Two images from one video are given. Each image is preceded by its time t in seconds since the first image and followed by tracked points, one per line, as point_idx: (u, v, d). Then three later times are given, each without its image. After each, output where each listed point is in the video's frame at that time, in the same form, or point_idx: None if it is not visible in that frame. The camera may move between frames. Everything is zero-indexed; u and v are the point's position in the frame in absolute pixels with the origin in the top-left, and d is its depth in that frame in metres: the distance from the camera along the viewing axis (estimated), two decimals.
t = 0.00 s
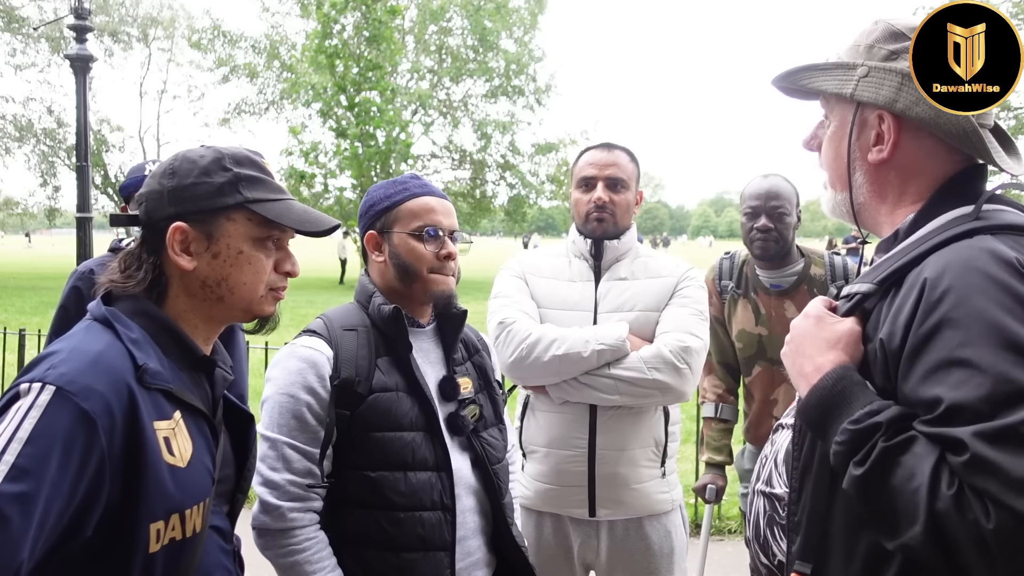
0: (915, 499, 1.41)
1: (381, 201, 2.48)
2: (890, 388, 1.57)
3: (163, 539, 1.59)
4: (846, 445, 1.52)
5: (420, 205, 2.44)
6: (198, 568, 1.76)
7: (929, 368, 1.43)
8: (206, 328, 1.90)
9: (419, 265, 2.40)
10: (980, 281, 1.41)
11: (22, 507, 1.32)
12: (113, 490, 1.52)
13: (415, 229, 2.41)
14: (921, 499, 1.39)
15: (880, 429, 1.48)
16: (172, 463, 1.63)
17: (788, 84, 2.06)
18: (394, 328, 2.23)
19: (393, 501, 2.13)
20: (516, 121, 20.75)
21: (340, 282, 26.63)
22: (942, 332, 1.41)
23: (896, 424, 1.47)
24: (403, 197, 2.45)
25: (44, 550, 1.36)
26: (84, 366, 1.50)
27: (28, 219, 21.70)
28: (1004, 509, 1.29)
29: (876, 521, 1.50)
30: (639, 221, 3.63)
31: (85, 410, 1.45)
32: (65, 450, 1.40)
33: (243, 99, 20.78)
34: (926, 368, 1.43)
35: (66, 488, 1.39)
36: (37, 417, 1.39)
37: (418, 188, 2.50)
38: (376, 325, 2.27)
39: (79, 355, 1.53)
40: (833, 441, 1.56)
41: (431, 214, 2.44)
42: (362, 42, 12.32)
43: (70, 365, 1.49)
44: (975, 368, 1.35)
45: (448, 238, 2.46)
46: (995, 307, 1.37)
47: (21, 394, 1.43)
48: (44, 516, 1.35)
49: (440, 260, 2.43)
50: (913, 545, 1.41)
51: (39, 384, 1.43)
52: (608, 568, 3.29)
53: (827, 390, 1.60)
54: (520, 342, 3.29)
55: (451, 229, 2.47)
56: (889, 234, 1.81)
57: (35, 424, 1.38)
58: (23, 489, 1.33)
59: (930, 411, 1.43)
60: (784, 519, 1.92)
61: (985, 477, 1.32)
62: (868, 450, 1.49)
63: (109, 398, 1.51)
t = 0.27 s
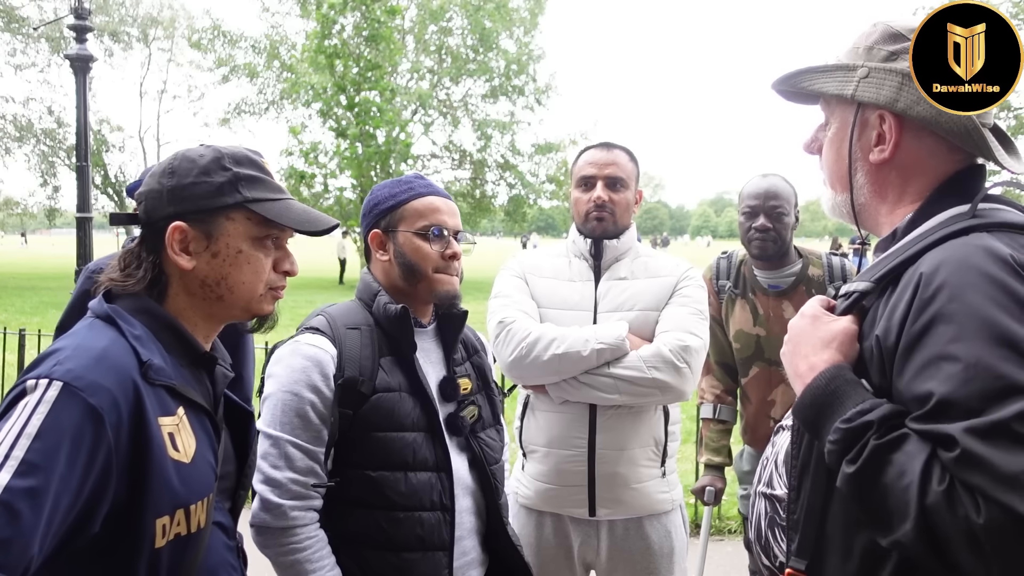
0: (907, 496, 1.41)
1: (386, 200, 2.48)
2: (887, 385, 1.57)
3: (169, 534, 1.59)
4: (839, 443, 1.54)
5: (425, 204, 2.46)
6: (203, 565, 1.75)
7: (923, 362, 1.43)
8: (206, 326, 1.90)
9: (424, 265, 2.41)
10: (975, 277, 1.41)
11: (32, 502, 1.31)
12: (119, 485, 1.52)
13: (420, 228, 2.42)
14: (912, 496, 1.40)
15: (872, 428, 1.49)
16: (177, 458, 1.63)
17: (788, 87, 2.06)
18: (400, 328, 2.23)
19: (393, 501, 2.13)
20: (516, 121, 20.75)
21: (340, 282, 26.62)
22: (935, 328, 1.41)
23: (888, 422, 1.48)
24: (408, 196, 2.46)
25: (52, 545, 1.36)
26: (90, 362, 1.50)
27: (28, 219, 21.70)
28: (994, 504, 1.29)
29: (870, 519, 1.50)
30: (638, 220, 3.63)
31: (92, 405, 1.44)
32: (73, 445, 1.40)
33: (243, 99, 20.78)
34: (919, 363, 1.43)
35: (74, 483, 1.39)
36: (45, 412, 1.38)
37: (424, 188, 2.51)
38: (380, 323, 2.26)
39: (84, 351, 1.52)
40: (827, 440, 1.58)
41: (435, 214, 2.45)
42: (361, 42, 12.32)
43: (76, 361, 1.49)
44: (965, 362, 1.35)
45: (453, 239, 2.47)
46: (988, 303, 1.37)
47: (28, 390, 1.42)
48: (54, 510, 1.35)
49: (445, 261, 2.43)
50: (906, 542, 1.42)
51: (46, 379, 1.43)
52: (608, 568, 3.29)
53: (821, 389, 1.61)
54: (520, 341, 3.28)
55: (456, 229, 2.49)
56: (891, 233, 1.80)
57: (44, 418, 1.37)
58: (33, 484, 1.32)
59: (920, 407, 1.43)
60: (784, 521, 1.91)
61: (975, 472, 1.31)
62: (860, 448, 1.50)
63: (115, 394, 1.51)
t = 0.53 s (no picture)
0: (907, 499, 1.40)
1: (395, 200, 2.48)
2: (884, 388, 1.57)
3: (168, 534, 1.59)
4: (837, 449, 1.54)
5: (434, 205, 2.46)
6: (202, 565, 1.75)
7: (917, 363, 1.43)
8: (203, 325, 1.90)
9: (433, 266, 2.41)
10: (967, 276, 1.41)
11: (32, 502, 1.31)
12: (118, 485, 1.52)
13: (429, 229, 2.42)
14: (913, 498, 1.39)
15: (869, 432, 1.49)
16: (176, 457, 1.63)
17: (768, 101, 2.06)
18: (408, 327, 2.23)
19: (400, 501, 2.13)
20: (516, 121, 20.76)
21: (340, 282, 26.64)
22: (929, 328, 1.41)
23: (886, 425, 1.48)
24: (416, 197, 2.46)
25: (52, 544, 1.36)
26: (89, 362, 1.50)
27: (27, 219, 21.70)
28: (995, 503, 1.29)
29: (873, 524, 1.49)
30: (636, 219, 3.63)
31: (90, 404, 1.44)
32: (72, 445, 1.40)
33: (243, 99, 20.78)
34: (915, 365, 1.43)
35: (73, 482, 1.39)
36: (45, 411, 1.38)
37: (432, 189, 2.51)
38: (387, 322, 2.27)
39: (83, 351, 1.52)
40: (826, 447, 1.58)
41: (444, 215, 2.45)
42: (361, 41, 12.33)
43: (75, 361, 1.49)
44: (960, 361, 1.35)
45: (462, 239, 2.47)
46: (980, 302, 1.37)
47: (27, 390, 1.42)
48: (54, 509, 1.35)
49: (454, 261, 2.44)
50: (908, 546, 1.41)
51: (45, 379, 1.43)
52: (608, 568, 3.29)
53: (817, 396, 1.61)
54: (519, 341, 3.28)
55: (465, 230, 2.49)
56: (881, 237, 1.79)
57: (43, 418, 1.37)
58: (33, 484, 1.32)
59: (917, 409, 1.43)
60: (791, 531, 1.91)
61: (975, 473, 1.31)
62: (858, 454, 1.49)
63: (114, 393, 1.51)
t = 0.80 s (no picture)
0: (904, 502, 1.41)
1: (400, 201, 2.49)
2: (881, 390, 1.57)
3: (168, 535, 1.59)
4: (834, 453, 1.54)
5: (440, 205, 2.46)
6: (202, 566, 1.75)
7: (914, 365, 1.43)
8: (203, 326, 1.91)
9: (439, 266, 2.41)
10: (962, 277, 1.41)
11: (30, 504, 1.31)
12: (117, 487, 1.52)
13: (435, 229, 2.43)
14: (909, 501, 1.39)
15: (865, 435, 1.49)
16: (174, 458, 1.63)
17: (760, 104, 2.06)
18: (414, 328, 2.23)
19: (405, 501, 2.13)
20: (516, 121, 20.76)
21: (340, 282, 26.63)
22: (925, 329, 1.42)
23: (882, 428, 1.48)
24: (422, 197, 2.47)
25: (50, 547, 1.36)
26: (87, 364, 1.50)
27: (28, 219, 21.70)
28: (991, 506, 1.28)
29: (872, 526, 1.50)
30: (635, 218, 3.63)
31: (89, 406, 1.45)
32: (71, 446, 1.40)
33: (243, 99, 20.78)
34: (912, 367, 1.43)
35: (72, 485, 1.39)
36: (43, 413, 1.38)
37: (438, 189, 2.52)
38: (393, 323, 2.26)
39: (82, 352, 1.53)
40: (822, 450, 1.58)
41: (450, 215, 2.46)
42: (360, 41, 12.33)
43: (74, 362, 1.49)
44: (955, 363, 1.35)
45: (467, 239, 2.47)
46: (975, 304, 1.37)
47: (26, 392, 1.43)
48: (52, 511, 1.35)
49: (460, 261, 2.44)
50: (906, 549, 1.41)
51: (43, 382, 1.43)
52: (608, 568, 3.29)
53: (814, 399, 1.62)
54: (519, 341, 3.28)
55: (470, 230, 2.49)
56: (877, 238, 1.79)
57: (41, 420, 1.37)
58: (31, 486, 1.32)
59: (913, 411, 1.43)
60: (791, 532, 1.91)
61: (971, 475, 1.31)
62: (855, 457, 1.50)
63: (113, 395, 1.51)
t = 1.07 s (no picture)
0: (908, 505, 1.41)
1: (404, 201, 2.49)
2: (884, 392, 1.57)
3: (164, 538, 1.59)
4: (837, 455, 1.54)
5: (443, 205, 2.47)
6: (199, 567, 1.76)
7: (918, 368, 1.43)
8: (205, 328, 1.91)
9: (443, 266, 2.42)
10: (966, 279, 1.42)
11: (24, 506, 1.31)
12: (114, 488, 1.52)
13: (438, 229, 2.43)
14: (913, 504, 1.40)
15: (868, 438, 1.49)
16: (173, 461, 1.63)
17: (760, 103, 2.07)
18: (418, 328, 2.23)
19: (408, 503, 2.14)
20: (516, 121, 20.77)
21: (340, 282, 26.64)
22: (929, 332, 1.42)
23: (885, 432, 1.48)
24: (425, 197, 2.47)
25: (45, 549, 1.36)
26: (84, 365, 1.51)
27: (28, 219, 21.71)
28: (995, 511, 1.28)
29: (875, 529, 1.51)
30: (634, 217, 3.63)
31: (86, 408, 1.45)
32: (66, 449, 1.40)
33: (243, 99, 20.79)
34: (915, 369, 1.44)
35: (67, 487, 1.40)
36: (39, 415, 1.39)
37: (441, 189, 2.53)
38: (397, 323, 2.27)
39: (80, 354, 1.53)
40: (826, 452, 1.58)
41: (454, 215, 2.46)
42: (360, 41, 12.34)
43: (71, 364, 1.49)
44: (958, 367, 1.35)
45: (471, 239, 2.48)
46: (980, 306, 1.37)
47: (22, 393, 1.43)
48: (47, 513, 1.35)
49: (464, 261, 2.45)
50: (910, 552, 1.41)
51: (40, 383, 1.43)
52: (608, 567, 3.29)
53: (816, 402, 1.62)
54: (519, 341, 3.29)
55: (474, 229, 2.49)
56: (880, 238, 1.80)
57: (37, 422, 1.38)
58: (26, 488, 1.32)
59: (916, 414, 1.43)
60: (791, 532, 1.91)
61: (975, 480, 1.31)
62: (859, 459, 1.50)
63: (110, 397, 1.51)
